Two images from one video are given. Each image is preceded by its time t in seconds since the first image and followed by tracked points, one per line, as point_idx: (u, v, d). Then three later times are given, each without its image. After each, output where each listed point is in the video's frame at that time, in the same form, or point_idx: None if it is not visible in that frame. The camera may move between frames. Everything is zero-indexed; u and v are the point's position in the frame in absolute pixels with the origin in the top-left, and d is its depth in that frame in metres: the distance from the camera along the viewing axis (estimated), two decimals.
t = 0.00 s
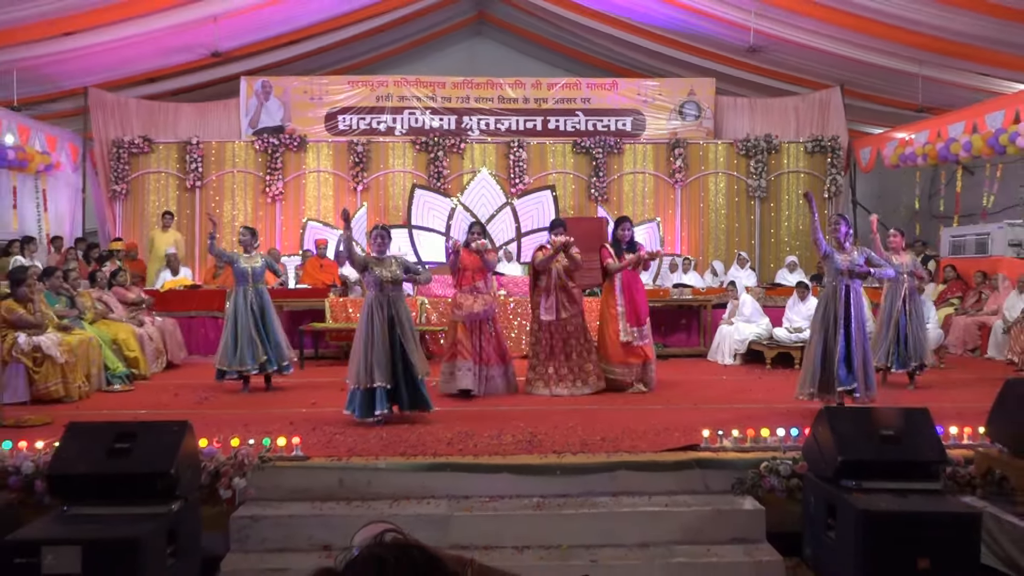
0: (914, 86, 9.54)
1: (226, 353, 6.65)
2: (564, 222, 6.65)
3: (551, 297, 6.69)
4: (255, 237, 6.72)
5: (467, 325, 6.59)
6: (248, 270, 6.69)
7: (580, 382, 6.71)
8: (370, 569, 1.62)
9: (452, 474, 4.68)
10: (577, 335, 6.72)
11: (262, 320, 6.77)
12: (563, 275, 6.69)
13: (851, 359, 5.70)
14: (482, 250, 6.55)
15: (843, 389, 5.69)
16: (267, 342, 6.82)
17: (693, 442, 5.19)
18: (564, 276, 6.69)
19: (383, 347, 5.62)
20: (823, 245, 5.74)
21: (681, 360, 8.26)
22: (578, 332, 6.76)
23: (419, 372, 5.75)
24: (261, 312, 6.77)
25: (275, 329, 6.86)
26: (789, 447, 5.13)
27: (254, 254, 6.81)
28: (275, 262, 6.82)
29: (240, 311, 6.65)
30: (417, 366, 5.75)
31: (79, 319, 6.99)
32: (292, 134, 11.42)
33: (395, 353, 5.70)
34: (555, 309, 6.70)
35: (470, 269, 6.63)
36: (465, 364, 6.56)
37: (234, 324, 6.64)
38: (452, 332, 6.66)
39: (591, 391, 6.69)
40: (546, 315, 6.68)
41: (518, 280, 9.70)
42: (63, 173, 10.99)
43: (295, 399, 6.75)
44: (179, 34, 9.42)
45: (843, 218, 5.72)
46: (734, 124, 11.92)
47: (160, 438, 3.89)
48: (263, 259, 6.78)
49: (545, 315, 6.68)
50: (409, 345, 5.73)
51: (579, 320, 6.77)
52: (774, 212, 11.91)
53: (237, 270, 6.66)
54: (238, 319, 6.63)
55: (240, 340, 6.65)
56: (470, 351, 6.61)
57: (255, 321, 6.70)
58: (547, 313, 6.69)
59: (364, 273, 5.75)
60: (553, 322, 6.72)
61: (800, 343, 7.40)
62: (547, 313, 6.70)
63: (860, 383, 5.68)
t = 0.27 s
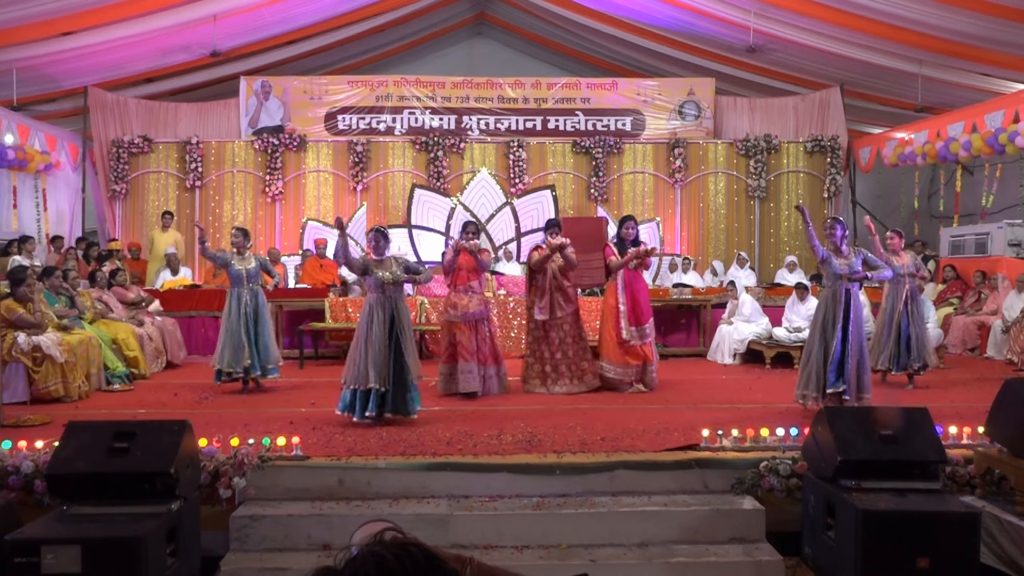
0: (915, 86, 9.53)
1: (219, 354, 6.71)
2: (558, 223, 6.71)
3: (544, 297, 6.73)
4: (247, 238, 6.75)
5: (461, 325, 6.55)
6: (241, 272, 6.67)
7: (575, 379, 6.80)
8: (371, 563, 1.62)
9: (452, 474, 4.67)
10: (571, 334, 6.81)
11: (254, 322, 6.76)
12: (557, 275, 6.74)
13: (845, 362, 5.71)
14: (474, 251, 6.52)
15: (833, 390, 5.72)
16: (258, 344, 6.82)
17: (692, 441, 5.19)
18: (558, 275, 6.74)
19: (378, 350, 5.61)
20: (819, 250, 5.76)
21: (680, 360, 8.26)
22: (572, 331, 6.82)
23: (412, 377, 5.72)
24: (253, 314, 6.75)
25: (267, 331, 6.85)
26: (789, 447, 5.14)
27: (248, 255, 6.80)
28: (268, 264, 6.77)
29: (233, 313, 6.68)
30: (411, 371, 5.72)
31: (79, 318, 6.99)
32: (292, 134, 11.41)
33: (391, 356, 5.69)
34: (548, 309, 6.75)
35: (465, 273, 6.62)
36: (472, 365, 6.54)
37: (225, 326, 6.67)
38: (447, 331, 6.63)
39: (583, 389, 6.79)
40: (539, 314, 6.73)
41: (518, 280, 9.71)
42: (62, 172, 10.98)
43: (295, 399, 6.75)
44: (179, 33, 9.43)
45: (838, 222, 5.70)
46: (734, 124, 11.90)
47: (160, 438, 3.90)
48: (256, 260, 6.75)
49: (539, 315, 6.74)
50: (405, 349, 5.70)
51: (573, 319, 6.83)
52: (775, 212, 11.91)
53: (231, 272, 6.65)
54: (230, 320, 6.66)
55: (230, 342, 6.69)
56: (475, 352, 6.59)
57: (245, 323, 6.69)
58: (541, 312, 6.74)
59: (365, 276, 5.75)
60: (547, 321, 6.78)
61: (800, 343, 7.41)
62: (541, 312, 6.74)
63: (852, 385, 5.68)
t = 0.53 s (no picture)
0: (914, 85, 9.54)
1: (214, 352, 6.73)
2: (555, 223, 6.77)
3: (541, 296, 6.73)
4: (241, 239, 6.76)
5: (457, 325, 6.57)
6: (238, 271, 6.68)
7: (570, 378, 6.82)
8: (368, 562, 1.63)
9: (450, 473, 4.67)
10: (567, 333, 6.82)
11: (252, 321, 6.77)
12: (553, 274, 6.73)
13: (845, 363, 5.73)
14: (469, 251, 6.48)
15: (833, 391, 5.72)
16: (254, 342, 6.84)
17: (691, 440, 5.19)
18: (555, 275, 6.73)
19: (376, 350, 5.62)
20: (816, 253, 5.76)
21: (678, 360, 8.27)
22: (569, 330, 6.83)
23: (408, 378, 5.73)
24: (248, 314, 6.73)
25: (264, 330, 6.87)
26: (787, 446, 5.14)
27: (244, 255, 6.82)
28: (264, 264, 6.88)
29: (229, 312, 6.68)
30: (407, 370, 5.72)
31: (77, 318, 6.98)
32: (291, 133, 11.41)
33: (388, 356, 5.70)
34: (545, 307, 6.73)
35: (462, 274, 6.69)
36: (461, 366, 6.55)
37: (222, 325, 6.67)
38: (444, 331, 6.64)
39: (574, 387, 6.84)
40: (535, 313, 6.71)
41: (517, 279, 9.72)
42: (61, 171, 10.96)
43: (293, 398, 6.74)
44: (178, 32, 9.42)
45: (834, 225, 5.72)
46: (733, 123, 11.91)
47: (158, 437, 3.89)
48: (252, 259, 6.79)
49: (536, 314, 6.72)
50: (403, 349, 5.69)
51: (569, 317, 6.83)
52: (774, 211, 11.91)
53: (228, 272, 6.66)
54: (228, 319, 6.67)
55: (227, 341, 6.71)
56: (465, 353, 6.60)
57: (240, 322, 6.68)
58: (538, 311, 6.72)
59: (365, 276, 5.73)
60: (543, 320, 6.78)
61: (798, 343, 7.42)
62: (537, 310, 6.72)
63: (851, 386, 5.70)
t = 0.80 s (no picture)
0: (913, 85, 9.54)
1: (213, 350, 6.71)
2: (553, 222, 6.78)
3: (541, 295, 6.72)
4: (239, 237, 6.76)
5: (456, 324, 6.57)
6: (237, 268, 6.69)
7: (568, 377, 6.82)
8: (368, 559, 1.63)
9: (449, 473, 4.67)
10: (566, 333, 6.82)
11: (251, 319, 6.78)
12: (551, 274, 6.74)
13: (846, 363, 5.73)
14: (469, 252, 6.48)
15: (842, 394, 5.71)
16: (252, 340, 6.84)
17: (690, 440, 5.20)
18: (553, 274, 6.75)
19: (375, 350, 5.62)
20: (815, 254, 5.76)
21: (677, 359, 8.27)
22: (568, 329, 6.84)
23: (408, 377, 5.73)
24: (247, 311, 6.74)
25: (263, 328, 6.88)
26: (786, 446, 5.15)
27: (241, 254, 6.81)
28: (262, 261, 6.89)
29: (228, 310, 6.68)
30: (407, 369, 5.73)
31: (76, 317, 6.98)
32: (290, 132, 11.40)
33: (387, 356, 5.70)
34: (544, 306, 6.73)
35: (461, 272, 6.66)
36: (449, 365, 6.59)
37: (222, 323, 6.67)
38: (444, 331, 6.64)
39: (571, 387, 6.83)
40: (535, 312, 6.70)
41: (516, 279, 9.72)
42: (59, 171, 10.96)
43: (292, 398, 6.74)
44: (178, 32, 9.42)
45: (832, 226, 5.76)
46: (732, 123, 11.92)
47: (157, 437, 3.89)
48: (250, 257, 6.80)
49: (535, 313, 6.72)
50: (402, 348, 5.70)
51: (568, 316, 6.84)
52: (774, 211, 11.91)
53: (227, 270, 6.65)
54: (227, 316, 6.67)
55: (226, 339, 6.70)
56: (455, 352, 6.61)
57: (239, 321, 6.69)
58: (537, 310, 6.72)
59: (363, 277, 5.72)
60: (541, 320, 6.78)
61: (797, 343, 7.42)
62: (536, 309, 6.72)
63: (860, 387, 5.72)
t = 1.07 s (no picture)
0: (913, 85, 9.54)
1: (214, 351, 6.71)
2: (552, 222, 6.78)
3: (541, 295, 6.72)
4: (239, 237, 6.75)
5: (457, 323, 6.57)
6: (238, 268, 6.69)
7: (568, 377, 6.83)
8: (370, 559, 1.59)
9: (449, 473, 4.67)
10: (565, 333, 6.83)
11: (252, 318, 6.79)
12: (551, 274, 6.75)
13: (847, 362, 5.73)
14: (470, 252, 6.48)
15: (848, 394, 5.71)
16: (253, 339, 6.84)
17: (690, 440, 5.20)
18: (553, 274, 6.75)
19: (376, 350, 5.62)
20: (814, 254, 5.76)
21: (677, 360, 8.27)
22: (568, 329, 6.84)
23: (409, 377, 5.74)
24: (249, 311, 6.75)
25: (264, 327, 6.89)
26: (785, 446, 5.15)
27: (242, 254, 6.81)
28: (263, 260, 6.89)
29: (230, 310, 6.68)
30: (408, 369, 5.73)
31: (76, 317, 6.98)
32: (290, 132, 11.40)
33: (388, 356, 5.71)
34: (544, 306, 6.73)
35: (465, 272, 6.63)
36: (452, 366, 6.58)
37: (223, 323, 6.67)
38: (445, 331, 6.64)
39: (572, 386, 6.84)
40: (535, 312, 6.71)
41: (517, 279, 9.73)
42: (59, 171, 10.96)
43: (292, 398, 6.74)
44: (178, 32, 9.42)
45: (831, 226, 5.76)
46: (732, 123, 11.92)
47: (156, 437, 3.88)
48: (251, 256, 6.80)
49: (535, 313, 6.72)
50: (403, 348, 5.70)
51: (568, 316, 6.84)
52: (774, 210, 11.92)
53: (227, 270, 6.64)
54: (229, 316, 6.67)
55: (228, 339, 6.70)
56: (458, 352, 6.61)
57: (243, 320, 6.70)
58: (536, 310, 6.72)
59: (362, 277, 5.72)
60: (541, 321, 6.78)
61: (797, 343, 7.42)
62: (536, 310, 6.72)
63: (866, 387, 5.72)
